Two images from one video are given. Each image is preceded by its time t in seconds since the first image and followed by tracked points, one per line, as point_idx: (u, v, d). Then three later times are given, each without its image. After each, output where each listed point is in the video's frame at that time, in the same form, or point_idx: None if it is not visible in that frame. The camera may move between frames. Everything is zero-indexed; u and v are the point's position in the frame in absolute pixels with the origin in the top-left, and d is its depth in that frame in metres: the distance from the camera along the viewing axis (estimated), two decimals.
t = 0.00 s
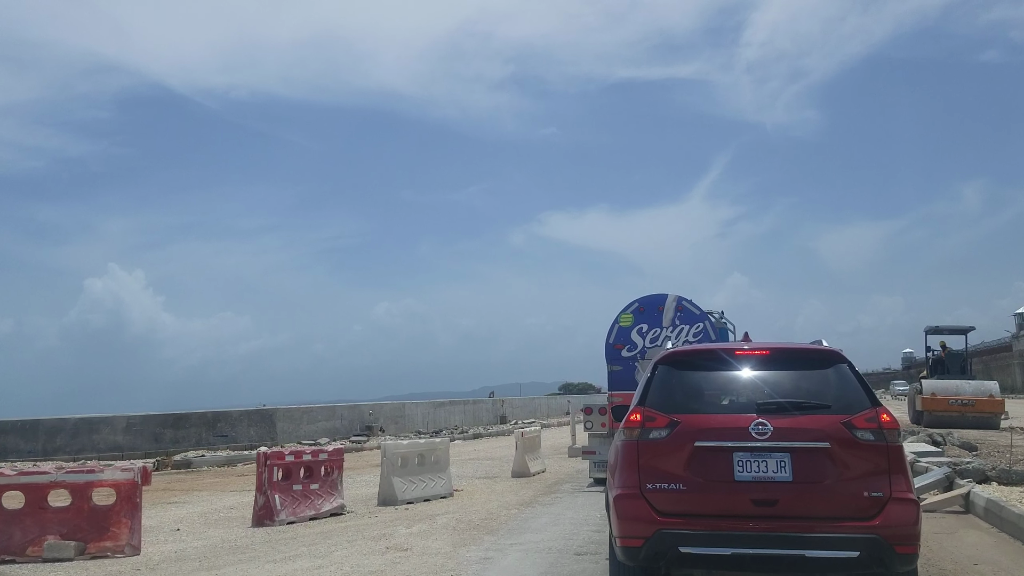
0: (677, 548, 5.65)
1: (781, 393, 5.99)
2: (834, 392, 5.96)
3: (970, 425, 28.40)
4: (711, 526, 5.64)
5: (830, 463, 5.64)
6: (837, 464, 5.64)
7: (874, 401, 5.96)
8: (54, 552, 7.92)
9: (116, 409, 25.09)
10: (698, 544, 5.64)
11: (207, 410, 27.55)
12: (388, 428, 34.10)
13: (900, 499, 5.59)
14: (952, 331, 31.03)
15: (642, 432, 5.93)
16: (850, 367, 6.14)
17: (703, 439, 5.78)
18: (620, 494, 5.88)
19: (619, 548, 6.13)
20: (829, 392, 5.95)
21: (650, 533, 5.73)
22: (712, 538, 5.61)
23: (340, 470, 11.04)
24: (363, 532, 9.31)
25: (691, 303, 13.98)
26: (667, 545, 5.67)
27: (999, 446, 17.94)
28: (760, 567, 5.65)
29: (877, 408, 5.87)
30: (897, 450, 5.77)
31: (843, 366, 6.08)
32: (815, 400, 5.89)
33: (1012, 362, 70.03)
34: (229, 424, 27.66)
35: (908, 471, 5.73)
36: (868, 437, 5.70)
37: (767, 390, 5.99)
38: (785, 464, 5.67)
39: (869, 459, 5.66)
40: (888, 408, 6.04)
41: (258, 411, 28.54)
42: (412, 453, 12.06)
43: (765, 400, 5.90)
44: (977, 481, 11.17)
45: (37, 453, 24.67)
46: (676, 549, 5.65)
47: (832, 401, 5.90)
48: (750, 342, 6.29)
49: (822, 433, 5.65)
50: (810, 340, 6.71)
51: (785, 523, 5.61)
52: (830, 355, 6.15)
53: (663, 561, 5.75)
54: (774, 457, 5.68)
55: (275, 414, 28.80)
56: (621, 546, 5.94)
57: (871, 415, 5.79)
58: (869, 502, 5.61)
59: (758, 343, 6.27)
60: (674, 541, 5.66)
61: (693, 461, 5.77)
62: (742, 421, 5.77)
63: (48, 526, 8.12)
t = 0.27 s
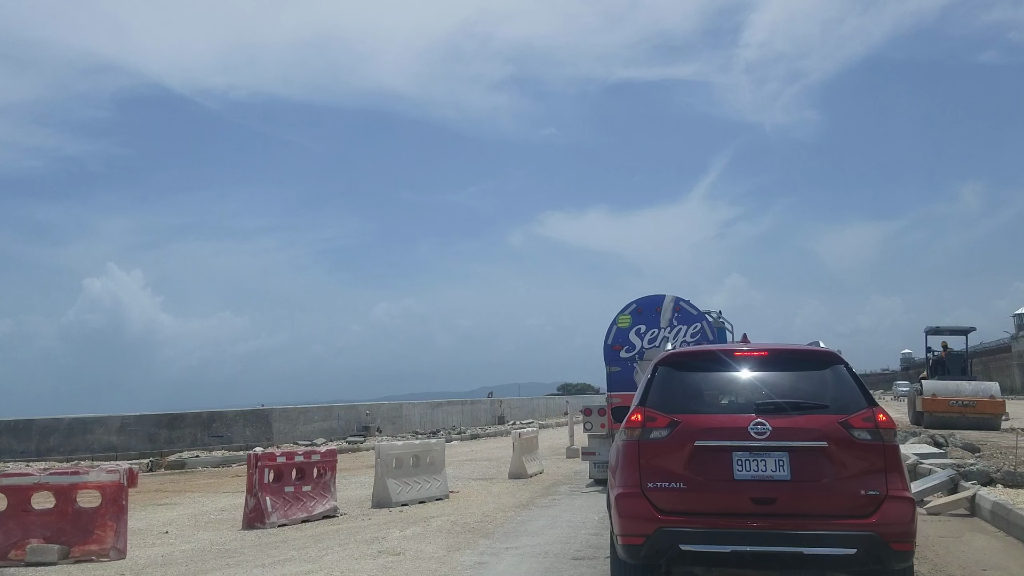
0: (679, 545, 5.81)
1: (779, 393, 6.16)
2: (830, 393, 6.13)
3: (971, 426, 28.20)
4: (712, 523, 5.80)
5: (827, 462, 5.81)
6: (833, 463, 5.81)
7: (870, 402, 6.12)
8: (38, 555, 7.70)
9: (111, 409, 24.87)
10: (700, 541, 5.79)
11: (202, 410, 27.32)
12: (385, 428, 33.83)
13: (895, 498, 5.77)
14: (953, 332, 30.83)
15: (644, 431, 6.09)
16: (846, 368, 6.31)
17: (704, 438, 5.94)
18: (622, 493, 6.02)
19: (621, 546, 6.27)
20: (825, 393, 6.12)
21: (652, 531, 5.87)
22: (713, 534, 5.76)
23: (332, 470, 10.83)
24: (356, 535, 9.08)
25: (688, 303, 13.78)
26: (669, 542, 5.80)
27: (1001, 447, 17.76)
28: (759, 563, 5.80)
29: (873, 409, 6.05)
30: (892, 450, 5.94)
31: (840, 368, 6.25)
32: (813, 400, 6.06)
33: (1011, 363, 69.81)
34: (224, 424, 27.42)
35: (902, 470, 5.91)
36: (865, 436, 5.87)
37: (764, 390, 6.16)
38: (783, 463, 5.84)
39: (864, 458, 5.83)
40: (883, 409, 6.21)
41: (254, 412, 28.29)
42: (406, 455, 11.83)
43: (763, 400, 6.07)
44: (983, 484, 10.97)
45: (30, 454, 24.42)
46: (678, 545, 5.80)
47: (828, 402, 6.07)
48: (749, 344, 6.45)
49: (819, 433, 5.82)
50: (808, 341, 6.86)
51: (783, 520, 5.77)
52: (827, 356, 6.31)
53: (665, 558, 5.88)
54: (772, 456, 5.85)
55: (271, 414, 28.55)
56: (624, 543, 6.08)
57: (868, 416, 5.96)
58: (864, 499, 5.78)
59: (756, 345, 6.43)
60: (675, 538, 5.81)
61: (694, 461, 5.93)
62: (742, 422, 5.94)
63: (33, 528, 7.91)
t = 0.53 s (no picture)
0: (681, 545, 5.72)
1: (781, 395, 6.07)
2: (832, 395, 6.03)
3: (972, 429, 27.99)
4: (714, 524, 5.72)
5: (830, 463, 5.72)
6: (835, 464, 5.73)
7: (872, 403, 6.03)
8: (19, 560, 7.46)
9: (105, 410, 24.61)
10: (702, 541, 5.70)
11: (198, 411, 27.08)
12: (382, 429, 33.57)
13: (896, 499, 5.69)
14: (955, 334, 30.62)
15: (647, 432, 5.98)
16: (847, 371, 6.21)
17: (706, 439, 5.85)
18: (625, 492, 5.93)
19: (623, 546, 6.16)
20: (827, 395, 6.02)
21: (655, 531, 5.77)
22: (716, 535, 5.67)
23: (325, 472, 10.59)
24: (348, 540, 8.84)
25: (690, 305, 13.56)
26: (671, 541, 5.72)
27: (1006, 450, 17.55)
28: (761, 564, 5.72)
29: (874, 410, 5.95)
30: (893, 451, 5.83)
31: (841, 371, 6.15)
32: (815, 401, 5.96)
33: (1011, 365, 69.61)
34: (220, 425, 27.18)
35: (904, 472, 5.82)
36: (867, 438, 5.76)
37: (767, 393, 6.05)
38: (786, 463, 5.76)
39: (866, 459, 5.74)
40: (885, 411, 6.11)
41: (250, 412, 28.05)
42: (401, 457, 11.59)
43: (765, 402, 5.98)
44: (990, 488, 10.75)
45: (23, 455, 24.15)
46: (681, 545, 5.72)
47: (830, 403, 5.98)
48: (750, 346, 6.34)
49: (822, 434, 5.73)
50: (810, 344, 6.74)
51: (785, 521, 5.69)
52: (828, 359, 6.21)
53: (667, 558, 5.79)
54: (775, 457, 5.76)
55: (267, 415, 28.30)
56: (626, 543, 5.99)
57: (869, 417, 5.86)
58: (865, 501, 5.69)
59: (758, 347, 6.32)
60: (678, 538, 5.72)
61: (697, 461, 5.83)
62: (744, 422, 5.84)
63: (15, 532, 7.68)
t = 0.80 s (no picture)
0: (684, 545, 5.48)
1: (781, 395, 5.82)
2: (834, 396, 5.77)
3: (974, 428, 27.76)
4: (716, 524, 5.48)
5: (831, 462, 5.48)
6: (836, 463, 5.49)
7: (873, 403, 5.78)
8: None
9: (99, 410, 24.34)
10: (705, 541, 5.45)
11: (192, 411, 26.79)
12: (380, 429, 33.32)
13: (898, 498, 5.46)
14: (956, 333, 30.40)
15: (649, 432, 5.73)
16: (849, 370, 5.95)
17: (709, 439, 5.60)
18: (626, 492, 5.68)
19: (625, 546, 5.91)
20: (829, 396, 5.77)
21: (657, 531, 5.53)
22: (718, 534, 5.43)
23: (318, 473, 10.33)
24: (339, 544, 8.57)
25: (694, 306, 13.32)
26: (673, 542, 5.48)
27: (1010, 450, 17.30)
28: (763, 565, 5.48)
29: (874, 411, 5.68)
30: (892, 452, 5.56)
31: (842, 370, 5.88)
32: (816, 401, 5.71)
33: (1011, 365, 69.42)
34: (215, 425, 26.91)
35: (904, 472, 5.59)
36: (867, 438, 5.52)
37: (768, 394, 5.79)
38: (787, 462, 5.52)
39: (868, 458, 5.50)
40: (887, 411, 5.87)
41: (246, 412, 27.79)
42: (396, 458, 11.34)
43: (766, 402, 5.73)
44: (998, 489, 10.48)
45: (16, 455, 23.88)
46: (683, 545, 5.48)
47: (831, 403, 5.73)
48: (750, 346, 6.08)
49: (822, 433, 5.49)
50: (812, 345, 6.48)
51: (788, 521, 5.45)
52: (829, 359, 5.94)
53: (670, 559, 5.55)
54: (777, 456, 5.52)
55: (263, 415, 28.05)
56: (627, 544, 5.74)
57: (870, 417, 5.62)
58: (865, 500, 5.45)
59: (758, 347, 6.06)
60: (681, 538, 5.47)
61: (700, 461, 5.59)
62: (747, 422, 5.59)
63: None
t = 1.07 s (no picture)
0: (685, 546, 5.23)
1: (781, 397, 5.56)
2: (835, 397, 5.50)
3: (974, 429, 27.52)
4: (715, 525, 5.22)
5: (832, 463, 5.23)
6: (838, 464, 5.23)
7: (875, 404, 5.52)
8: None
9: (90, 411, 24.03)
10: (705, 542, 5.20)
11: (186, 411, 26.49)
12: (375, 430, 33.03)
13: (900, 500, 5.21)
14: (956, 333, 30.17)
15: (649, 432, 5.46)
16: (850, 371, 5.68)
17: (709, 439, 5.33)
18: (625, 493, 5.42)
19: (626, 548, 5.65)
20: (830, 397, 5.50)
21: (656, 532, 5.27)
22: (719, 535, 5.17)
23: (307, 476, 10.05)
24: (327, 549, 8.28)
25: (694, 305, 13.07)
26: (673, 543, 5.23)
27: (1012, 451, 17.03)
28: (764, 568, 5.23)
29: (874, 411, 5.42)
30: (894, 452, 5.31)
31: (843, 371, 5.61)
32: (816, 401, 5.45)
33: (1010, 365, 69.25)
34: (209, 426, 26.61)
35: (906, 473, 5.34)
36: (868, 439, 5.27)
37: (769, 395, 5.52)
38: (788, 463, 5.26)
39: (868, 459, 5.25)
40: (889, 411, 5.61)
41: (240, 413, 27.49)
42: (388, 460, 11.07)
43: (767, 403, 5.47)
44: (1004, 492, 10.22)
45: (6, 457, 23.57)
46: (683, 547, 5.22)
47: (832, 403, 5.47)
48: (751, 347, 5.81)
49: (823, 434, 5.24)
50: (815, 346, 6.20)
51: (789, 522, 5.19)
52: (832, 360, 5.67)
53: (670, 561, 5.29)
54: (778, 456, 5.26)
55: (257, 415, 27.77)
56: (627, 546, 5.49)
57: (871, 417, 5.36)
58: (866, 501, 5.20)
59: (758, 347, 5.78)
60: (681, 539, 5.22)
61: (700, 462, 5.32)
62: (748, 423, 5.33)
63: None
